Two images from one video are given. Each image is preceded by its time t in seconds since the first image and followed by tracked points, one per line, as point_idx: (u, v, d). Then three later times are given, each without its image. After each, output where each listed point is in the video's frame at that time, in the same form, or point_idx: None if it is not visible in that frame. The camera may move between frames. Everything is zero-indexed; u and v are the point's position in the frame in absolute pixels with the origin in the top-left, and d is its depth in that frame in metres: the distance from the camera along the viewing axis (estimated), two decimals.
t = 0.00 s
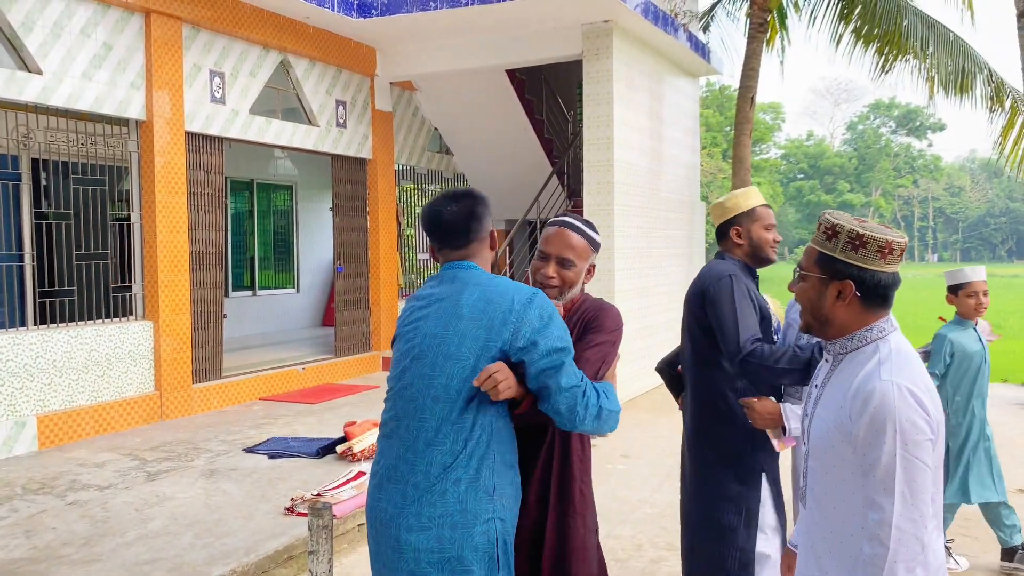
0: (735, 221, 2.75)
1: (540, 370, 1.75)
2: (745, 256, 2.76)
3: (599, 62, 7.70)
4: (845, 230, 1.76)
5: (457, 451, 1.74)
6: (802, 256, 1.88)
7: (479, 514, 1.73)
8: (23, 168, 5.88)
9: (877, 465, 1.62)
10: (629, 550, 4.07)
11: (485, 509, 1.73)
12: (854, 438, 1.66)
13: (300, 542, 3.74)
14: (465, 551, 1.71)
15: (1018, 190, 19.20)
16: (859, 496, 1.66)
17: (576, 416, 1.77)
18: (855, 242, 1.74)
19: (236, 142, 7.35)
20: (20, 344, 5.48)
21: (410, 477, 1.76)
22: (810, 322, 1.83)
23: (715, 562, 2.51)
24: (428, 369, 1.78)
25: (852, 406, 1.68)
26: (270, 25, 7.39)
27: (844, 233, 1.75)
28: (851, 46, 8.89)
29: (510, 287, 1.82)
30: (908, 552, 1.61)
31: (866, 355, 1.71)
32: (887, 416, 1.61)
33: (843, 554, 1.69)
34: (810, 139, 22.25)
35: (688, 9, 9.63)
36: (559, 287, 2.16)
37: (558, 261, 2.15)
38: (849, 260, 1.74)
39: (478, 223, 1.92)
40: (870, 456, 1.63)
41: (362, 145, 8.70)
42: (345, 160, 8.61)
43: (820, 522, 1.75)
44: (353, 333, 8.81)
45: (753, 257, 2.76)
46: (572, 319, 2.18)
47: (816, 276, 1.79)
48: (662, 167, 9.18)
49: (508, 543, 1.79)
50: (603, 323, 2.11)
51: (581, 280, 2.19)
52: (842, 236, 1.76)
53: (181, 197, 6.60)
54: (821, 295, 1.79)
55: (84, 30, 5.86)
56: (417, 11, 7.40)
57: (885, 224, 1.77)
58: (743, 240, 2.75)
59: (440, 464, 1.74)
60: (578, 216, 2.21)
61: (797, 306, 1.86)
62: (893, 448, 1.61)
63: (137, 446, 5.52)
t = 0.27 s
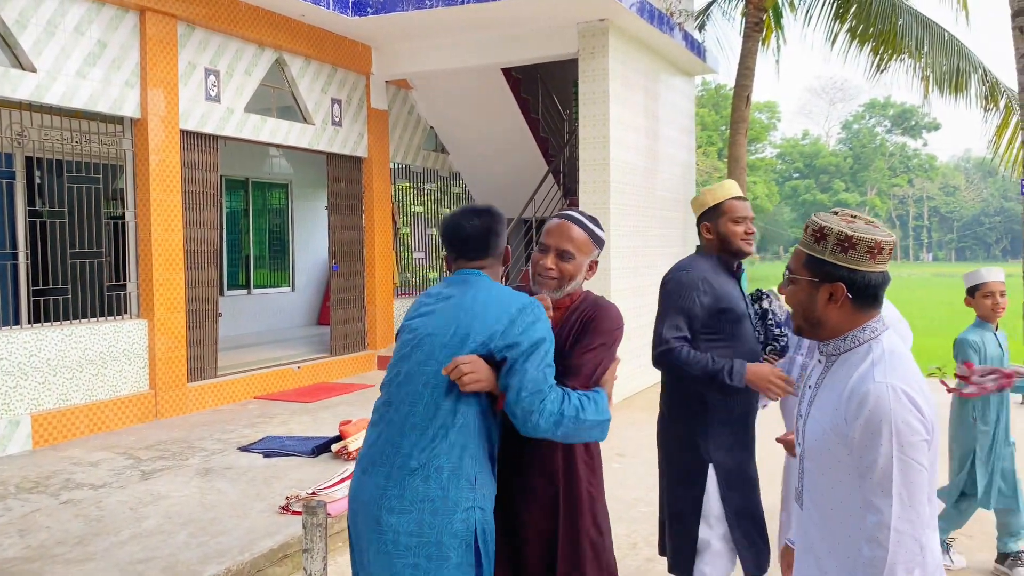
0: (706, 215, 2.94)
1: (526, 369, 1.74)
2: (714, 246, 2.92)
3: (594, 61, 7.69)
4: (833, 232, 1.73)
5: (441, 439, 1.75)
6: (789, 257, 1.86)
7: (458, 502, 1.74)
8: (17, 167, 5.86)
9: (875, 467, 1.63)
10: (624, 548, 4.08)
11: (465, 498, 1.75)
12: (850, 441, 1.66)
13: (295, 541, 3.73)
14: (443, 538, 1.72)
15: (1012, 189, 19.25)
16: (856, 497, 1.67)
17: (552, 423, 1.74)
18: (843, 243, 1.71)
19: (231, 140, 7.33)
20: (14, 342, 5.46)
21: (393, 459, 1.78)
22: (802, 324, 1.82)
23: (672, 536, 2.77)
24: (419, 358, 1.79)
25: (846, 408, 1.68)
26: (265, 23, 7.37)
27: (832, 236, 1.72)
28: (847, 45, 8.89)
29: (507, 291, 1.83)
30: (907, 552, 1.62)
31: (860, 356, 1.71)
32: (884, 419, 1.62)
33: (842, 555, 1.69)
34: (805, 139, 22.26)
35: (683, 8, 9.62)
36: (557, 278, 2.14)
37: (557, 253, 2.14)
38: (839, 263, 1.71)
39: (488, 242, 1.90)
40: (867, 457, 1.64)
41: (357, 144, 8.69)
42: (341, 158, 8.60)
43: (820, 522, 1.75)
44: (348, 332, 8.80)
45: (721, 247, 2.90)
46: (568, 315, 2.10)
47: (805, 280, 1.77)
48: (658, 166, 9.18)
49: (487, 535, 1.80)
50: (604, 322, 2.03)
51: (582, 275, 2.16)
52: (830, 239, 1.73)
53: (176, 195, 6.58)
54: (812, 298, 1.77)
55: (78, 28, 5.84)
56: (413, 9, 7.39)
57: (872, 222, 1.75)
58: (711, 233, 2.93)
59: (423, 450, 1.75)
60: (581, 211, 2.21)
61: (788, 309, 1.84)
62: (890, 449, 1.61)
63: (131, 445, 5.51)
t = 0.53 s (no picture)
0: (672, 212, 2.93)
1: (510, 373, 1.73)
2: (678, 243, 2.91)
3: (591, 58, 7.69)
4: (827, 230, 1.73)
5: (418, 437, 1.76)
6: (782, 254, 1.85)
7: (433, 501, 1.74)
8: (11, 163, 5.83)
9: (870, 464, 1.63)
10: (620, 545, 4.08)
11: (440, 498, 1.74)
12: (847, 438, 1.66)
13: (290, 539, 3.72)
14: (416, 535, 1.73)
15: (1006, 187, 19.31)
16: (852, 494, 1.67)
17: (555, 424, 1.75)
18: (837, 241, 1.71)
19: (226, 137, 7.31)
20: (8, 339, 5.44)
21: (371, 455, 1.78)
22: (795, 322, 1.82)
23: (643, 525, 2.85)
24: (402, 356, 1.79)
25: (842, 405, 1.68)
26: (260, 19, 7.34)
27: (825, 234, 1.72)
28: (842, 44, 8.90)
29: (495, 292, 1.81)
30: (904, 551, 1.61)
31: (854, 354, 1.71)
32: (880, 415, 1.62)
33: (840, 553, 1.69)
34: (800, 137, 22.28)
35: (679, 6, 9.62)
36: (562, 276, 2.12)
37: (560, 251, 2.12)
38: (833, 260, 1.71)
39: (479, 231, 1.90)
40: (863, 454, 1.64)
41: (353, 141, 8.67)
42: (336, 156, 8.58)
43: (817, 520, 1.75)
44: (344, 329, 8.78)
45: (685, 245, 2.89)
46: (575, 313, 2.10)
47: (799, 277, 1.77)
48: (653, 164, 9.18)
49: (462, 536, 1.79)
50: (606, 322, 2.01)
51: (588, 271, 2.13)
52: (824, 237, 1.72)
53: (171, 192, 6.56)
54: (806, 296, 1.77)
55: (72, 24, 5.81)
56: (409, 6, 7.37)
57: (866, 219, 1.75)
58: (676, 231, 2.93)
59: (399, 448, 1.75)
60: (587, 207, 2.20)
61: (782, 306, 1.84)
62: (886, 445, 1.61)
63: (126, 442, 5.49)
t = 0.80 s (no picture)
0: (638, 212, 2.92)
1: (516, 380, 1.71)
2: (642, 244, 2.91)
3: (588, 55, 7.69)
4: (836, 224, 1.71)
5: (423, 437, 1.75)
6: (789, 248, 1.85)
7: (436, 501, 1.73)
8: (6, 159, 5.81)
9: (871, 459, 1.64)
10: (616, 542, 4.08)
11: (443, 500, 1.74)
12: (848, 433, 1.67)
13: (286, 535, 3.72)
14: (419, 535, 1.72)
15: (1001, 185, 19.36)
16: (852, 490, 1.67)
17: (569, 441, 1.76)
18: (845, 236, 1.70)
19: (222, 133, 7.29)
20: (3, 335, 5.42)
21: (378, 453, 1.79)
22: (801, 316, 1.81)
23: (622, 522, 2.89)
24: (407, 358, 1.78)
25: (844, 400, 1.69)
26: (257, 15, 7.33)
27: (834, 228, 1.71)
28: (839, 42, 8.92)
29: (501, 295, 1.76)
30: (901, 548, 1.62)
31: (858, 350, 1.72)
32: (882, 410, 1.62)
33: (836, 549, 1.70)
34: (797, 135, 22.30)
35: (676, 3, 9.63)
36: (550, 261, 2.12)
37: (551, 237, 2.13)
38: (841, 255, 1.70)
39: (491, 232, 1.82)
40: (865, 449, 1.65)
41: (350, 138, 8.65)
42: (333, 152, 8.57)
43: (814, 516, 1.76)
44: (340, 326, 8.77)
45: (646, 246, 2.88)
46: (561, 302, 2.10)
47: (806, 271, 1.76)
48: (650, 162, 9.19)
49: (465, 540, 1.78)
50: (589, 318, 2.04)
51: (576, 262, 2.13)
52: (833, 231, 1.71)
53: (167, 188, 6.54)
54: (812, 290, 1.76)
55: (68, 19, 5.79)
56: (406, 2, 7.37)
57: (874, 215, 1.74)
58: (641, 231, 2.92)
59: (403, 448, 1.75)
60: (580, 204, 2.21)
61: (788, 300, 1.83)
62: (887, 441, 1.62)
63: (122, 439, 5.48)
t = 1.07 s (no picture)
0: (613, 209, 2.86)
1: (517, 417, 1.66)
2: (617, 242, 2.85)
3: (585, 52, 7.70)
4: (839, 221, 1.73)
5: (423, 447, 1.74)
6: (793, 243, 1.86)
7: (427, 514, 1.73)
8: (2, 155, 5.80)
9: (869, 458, 1.64)
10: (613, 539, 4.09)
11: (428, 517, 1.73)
12: (848, 432, 1.68)
13: (284, 531, 3.73)
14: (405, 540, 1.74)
15: (998, 183, 19.39)
16: (851, 488, 1.68)
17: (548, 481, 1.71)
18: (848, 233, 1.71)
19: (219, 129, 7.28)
20: None
21: (381, 453, 1.79)
22: (803, 312, 1.82)
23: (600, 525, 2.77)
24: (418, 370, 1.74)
25: (844, 399, 1.70)
26: (254, 11, 7.32)
27: (837, 225, 1.72)
28: (836, 39, 8.93)
29: (519, 331, 1.66)
30: (899, 546, 1.62)
31: (859, 349, 1.73)
32: (880, 409, 1.63)
33: (835, 547, 1.71)
34: (793, 132, 22.31)
35: None
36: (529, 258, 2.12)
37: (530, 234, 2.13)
38: (843, 252, 1.71)
39: (558, 279, 1.71)
40: (863, 449, 1.65)
41: (347, 134, 8.65)
42: (330, 148, 8.56)
43: (814, 515, 1.76)
44: (337, 323, 8.77)
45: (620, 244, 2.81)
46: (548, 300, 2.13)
47: (808, 268, 1.77)
48: (648, 159, 9.19)
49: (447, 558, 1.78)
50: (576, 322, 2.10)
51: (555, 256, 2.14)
52: (835, 228, 1.72)
53: (164, 184, 6.53)
54: (813, 287, 1.77)
55: (64, 14, 5.77)
56: None
57: (878, 212, 1.75)
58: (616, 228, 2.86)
59: (403, 455, 1.75)
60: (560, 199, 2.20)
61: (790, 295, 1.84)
62: (886, 441, 1.62)
63: (118, 435, 5.48)
